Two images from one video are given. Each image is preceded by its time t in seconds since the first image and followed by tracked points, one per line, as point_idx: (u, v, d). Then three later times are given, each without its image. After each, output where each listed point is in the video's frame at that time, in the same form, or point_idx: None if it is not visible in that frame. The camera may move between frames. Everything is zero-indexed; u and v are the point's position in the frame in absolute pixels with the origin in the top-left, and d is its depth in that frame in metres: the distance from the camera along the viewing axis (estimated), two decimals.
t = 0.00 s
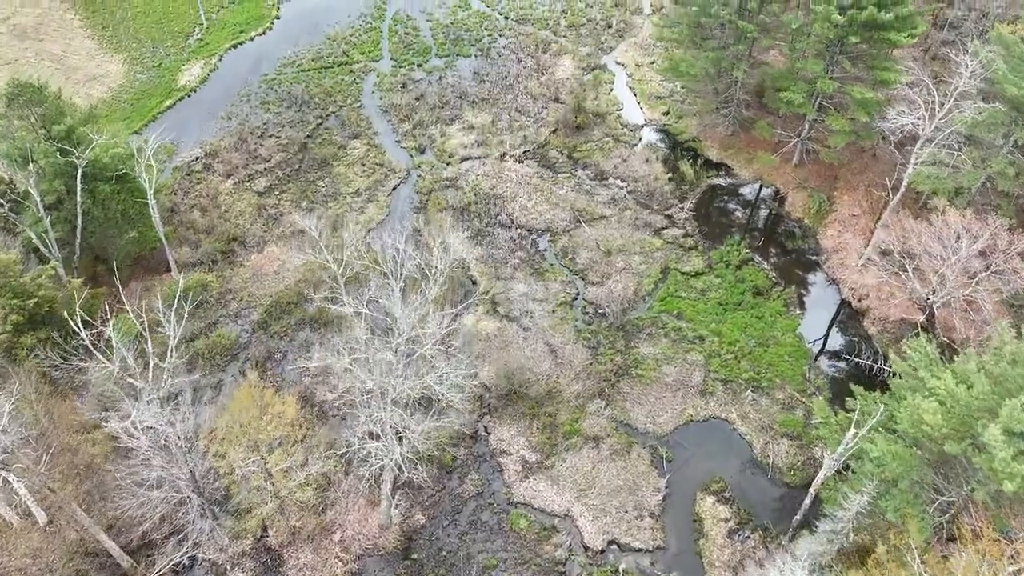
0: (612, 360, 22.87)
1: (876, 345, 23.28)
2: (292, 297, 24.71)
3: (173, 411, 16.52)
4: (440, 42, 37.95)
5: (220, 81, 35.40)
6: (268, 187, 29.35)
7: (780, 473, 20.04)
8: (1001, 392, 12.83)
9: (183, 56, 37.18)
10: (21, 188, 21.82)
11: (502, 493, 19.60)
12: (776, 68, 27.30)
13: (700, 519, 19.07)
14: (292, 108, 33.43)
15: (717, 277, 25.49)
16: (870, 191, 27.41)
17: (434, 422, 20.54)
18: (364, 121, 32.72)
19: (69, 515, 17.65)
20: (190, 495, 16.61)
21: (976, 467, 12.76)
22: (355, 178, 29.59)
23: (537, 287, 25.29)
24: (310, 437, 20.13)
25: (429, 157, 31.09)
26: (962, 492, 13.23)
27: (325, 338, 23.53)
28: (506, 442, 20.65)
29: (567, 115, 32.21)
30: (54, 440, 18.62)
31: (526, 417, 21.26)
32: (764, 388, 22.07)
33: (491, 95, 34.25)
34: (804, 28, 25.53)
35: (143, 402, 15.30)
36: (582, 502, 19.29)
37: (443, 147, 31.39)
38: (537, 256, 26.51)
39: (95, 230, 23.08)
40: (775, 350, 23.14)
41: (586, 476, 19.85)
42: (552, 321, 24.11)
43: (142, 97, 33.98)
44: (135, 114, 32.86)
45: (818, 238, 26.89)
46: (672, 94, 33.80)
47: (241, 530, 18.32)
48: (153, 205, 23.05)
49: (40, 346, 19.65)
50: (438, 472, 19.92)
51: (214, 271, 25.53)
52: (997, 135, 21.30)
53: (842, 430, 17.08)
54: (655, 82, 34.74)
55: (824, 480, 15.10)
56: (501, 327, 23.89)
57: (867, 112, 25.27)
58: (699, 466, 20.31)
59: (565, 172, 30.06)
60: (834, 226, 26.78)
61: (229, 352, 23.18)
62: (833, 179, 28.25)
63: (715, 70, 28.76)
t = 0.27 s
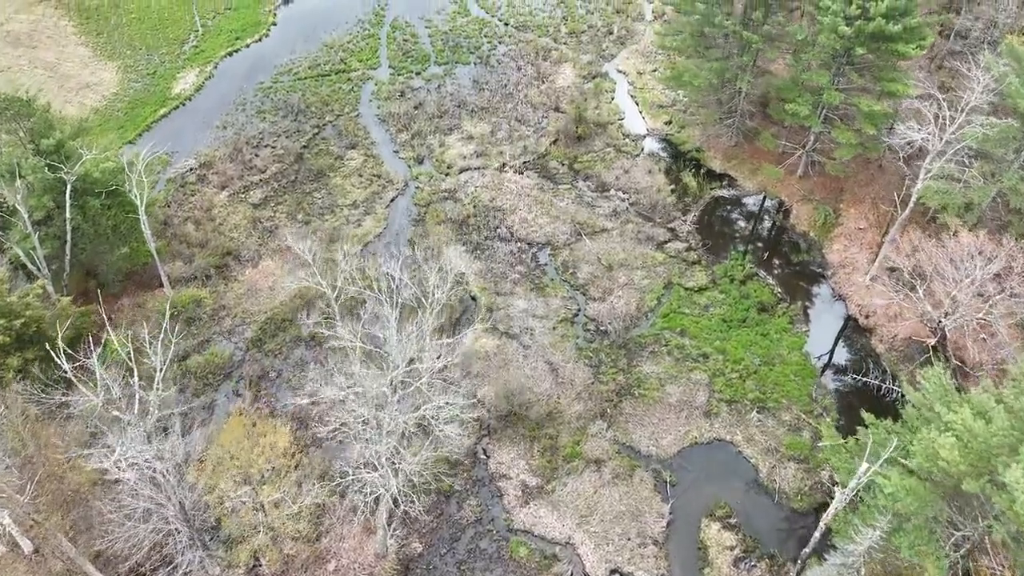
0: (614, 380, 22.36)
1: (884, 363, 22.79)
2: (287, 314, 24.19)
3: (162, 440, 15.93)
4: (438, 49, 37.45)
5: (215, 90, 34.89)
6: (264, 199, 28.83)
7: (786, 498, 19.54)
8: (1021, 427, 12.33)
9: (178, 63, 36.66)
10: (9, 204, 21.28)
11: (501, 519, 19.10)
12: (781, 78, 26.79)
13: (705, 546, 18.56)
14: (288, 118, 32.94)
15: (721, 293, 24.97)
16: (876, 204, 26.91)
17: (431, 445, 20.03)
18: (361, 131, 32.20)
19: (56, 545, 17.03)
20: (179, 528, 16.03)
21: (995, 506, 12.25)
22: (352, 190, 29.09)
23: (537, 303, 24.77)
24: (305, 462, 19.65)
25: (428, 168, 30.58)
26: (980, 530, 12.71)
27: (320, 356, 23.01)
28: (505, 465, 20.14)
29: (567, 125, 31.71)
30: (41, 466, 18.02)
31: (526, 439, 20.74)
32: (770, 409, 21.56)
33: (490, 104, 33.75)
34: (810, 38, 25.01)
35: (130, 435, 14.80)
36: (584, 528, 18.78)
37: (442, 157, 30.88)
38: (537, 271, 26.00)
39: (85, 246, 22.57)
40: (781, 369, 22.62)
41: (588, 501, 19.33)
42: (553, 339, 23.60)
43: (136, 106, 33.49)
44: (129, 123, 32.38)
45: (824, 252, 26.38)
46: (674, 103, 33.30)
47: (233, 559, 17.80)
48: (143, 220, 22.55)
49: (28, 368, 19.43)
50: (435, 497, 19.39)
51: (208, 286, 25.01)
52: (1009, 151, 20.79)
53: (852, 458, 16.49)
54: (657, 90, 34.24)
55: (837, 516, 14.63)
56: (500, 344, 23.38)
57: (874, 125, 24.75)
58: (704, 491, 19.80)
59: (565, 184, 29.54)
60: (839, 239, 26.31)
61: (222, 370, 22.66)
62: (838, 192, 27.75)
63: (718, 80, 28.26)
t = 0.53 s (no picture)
0: (616, 401, 21.84)
1: (892, 383, 22.29)
2: (282, 331, 23.68)
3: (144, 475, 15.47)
4: (437, 57, 36.94)
5: (211, 98, 34.37)
6: (259, 211, 28.30)
7: (793, 524, 19.06)
8: None
9: (173, 71, 36.14)
10: None
11: (500, 548, 18.65)
12: (786, 89, 26.26)
13: None
14: (285, 127, 32.42)
15: (725, 309, 24.43)
16: (883, 218, 26.41)
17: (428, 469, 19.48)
18: (358, 141, 31.67)
19: None
20: (166, 563, 15.59)
21: (1017, 550, 11.72)
22: (349, 203, 28.60)
23: (538, 319, 24.25)
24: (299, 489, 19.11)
25: (426, 179, 30.06)
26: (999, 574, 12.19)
27: (315, 375, 22.47)
28: (505, 491, 19.64)
29: (568, 135, 31.19)
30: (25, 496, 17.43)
31: (526, 463, 20.22)
32: (776, 431, 21.01)
33: (490, 113, 33.22)
34: (817, 49, 24.47)
35: (114, 471, 14.18)
36: (585, 557, 18.30)
37: (441, 168, 30.36)
38: (537, 286, 25.47)
39: (73, 262, 22.04)
40: (787, 389, 22.08)
41: (589, 528, 18.82)
42: (554, 357, 23.07)
43: (131, 115, 33.02)
44: (123, 133, 31.91)
45: (830, 267, 25.86)
46: (676, 112, 32.79)
47: None
48: (134, 236, 22.01)
49: (13, 391, 18.85)
50: (433, 525, 18.87)
51: (200, 303, 24.48)
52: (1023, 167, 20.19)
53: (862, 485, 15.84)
54: (660, 99, 33.70)
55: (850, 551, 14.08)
56: (500, 363, 22.86)
57: (883, 138, 24.16)
58: (709, 518, 19.32)
59: (566, 196, 29.01)
60: (845, 254, 25.80)
61: (215, 391, 22.13)
62: (844, 205, 27.25)
63: (722, 91, 27.64)
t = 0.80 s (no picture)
0: (618, 422, 21.32)
1: (901, 404, 21.78)
2: (277, 350, 23.17)
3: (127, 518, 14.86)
4: (436, 65, 36.43)
5: (206, 107, 33.89)
6: (254, 224, 27.78)
7: (801, 552, 18.53)
8: None
9: (168, 79, 35.62)
10: None
11: None
12: (791, 100, 25.73)
13: None
14: (281, 137, 31.93)
15: (730, 326, 23.91)
16: (890, 231, 25.93)
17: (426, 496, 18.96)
18: (355, 151, 31.15)
19: None
20: None
21: None
22: (346, 216, 28.09)
23: (538, 337, 23.72)
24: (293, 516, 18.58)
25: (424, 191, 29.54)
26: None
27: (310, 396, 21.93)
28: (505, 518, 19.15)
29: (569, 146, 30.67)
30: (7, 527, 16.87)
31: (526, 489, 19.72)
32: (783, 454, 20.49)
33: (489, 122, 32.71)
34: (823, 61, 23.93)
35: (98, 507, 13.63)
36: None
37: (439, 179, 29.82)
38: (538, 302, 24.94)
39: (62, 280, 21.50)
40: (793, 410, 21.56)
41: (591, 557, 18.30)
42: (554, 377, 22.55)
43: (125, 125, 32.56)
44: (116, 144, 31.45)
45: (837, 282, 25.34)
46: (679, 121, 32.26)
47: None
48: (125, 254, 21.48)
49: None
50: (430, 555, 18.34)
51: (193, 320, 23.94)
52: None
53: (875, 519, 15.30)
54: (662, 108, 33.18)
55: None
56: (499, 383, 22.33)
57: (892, 151, 23.62)
58: (715, 545, 18.81)
59: (567, 208, 28.49)
60: (852, 269, 25.30)
61: (207, 412, 21.60)
62: (850, 218, 26.75)
63: (726, 102, 27.09)
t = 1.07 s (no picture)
0: (621, 445, 20.80)
1: (910, 426, 21.24)
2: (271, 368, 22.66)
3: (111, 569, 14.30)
4: (435, 72, 35.91)
5: (201, 116, 33.38)
6: (249, 238, 27.27)
7: None
8: None
9: (162, 87, 35.11)
10: None
11: None
12: (797, 112, 25.22)
13: None
14: (277, 147, 31.42)
15: (735, 344, 23.40)
16: (897, 245, 25.43)
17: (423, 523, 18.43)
18: (353, 161, 30.64)
19: None
20: None
21: None
22: (342, 229, 27.58)
23: (538, 355, 23.21)
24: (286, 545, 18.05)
25: (423, 203, 29.02)
26: None
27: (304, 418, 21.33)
28: (504, 546, 18.64)
29: (570, 156, 30.14)
30: None
31: (527, 515, 19.21)
32: (789, 479, 19.98)
33: (489, 132, 32.19)
34: (830, 72, 23.41)
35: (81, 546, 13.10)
36: None
37: (438, 191, 29.30)
38: (538, 319, 24.41)
39: (51, 298, 21.00)
40: (800, 432, 21.05)
41: None
42: (555, 397, 22.03)
43: (119, 135, 32.05)
44: (109, 154, 30.95)
45: (843, 298, 24.82)
46: (681, 131, 31.73)
47: None
48: (115, 271, 20.97)
49: None
50: None
51: (186, 338, 23.42)
52: None
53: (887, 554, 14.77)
54: (664, 117, 32.66)
55: None
56: (498, 404, 21.81)
57: (900, 165, 23.10)
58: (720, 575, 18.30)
59: (568, 221, 27.97)
60: (859, 284, 24.80)
61: (199, 434, 21.08)
62: (857, 231, 26.24)
63: (730, 114, 26.56)
